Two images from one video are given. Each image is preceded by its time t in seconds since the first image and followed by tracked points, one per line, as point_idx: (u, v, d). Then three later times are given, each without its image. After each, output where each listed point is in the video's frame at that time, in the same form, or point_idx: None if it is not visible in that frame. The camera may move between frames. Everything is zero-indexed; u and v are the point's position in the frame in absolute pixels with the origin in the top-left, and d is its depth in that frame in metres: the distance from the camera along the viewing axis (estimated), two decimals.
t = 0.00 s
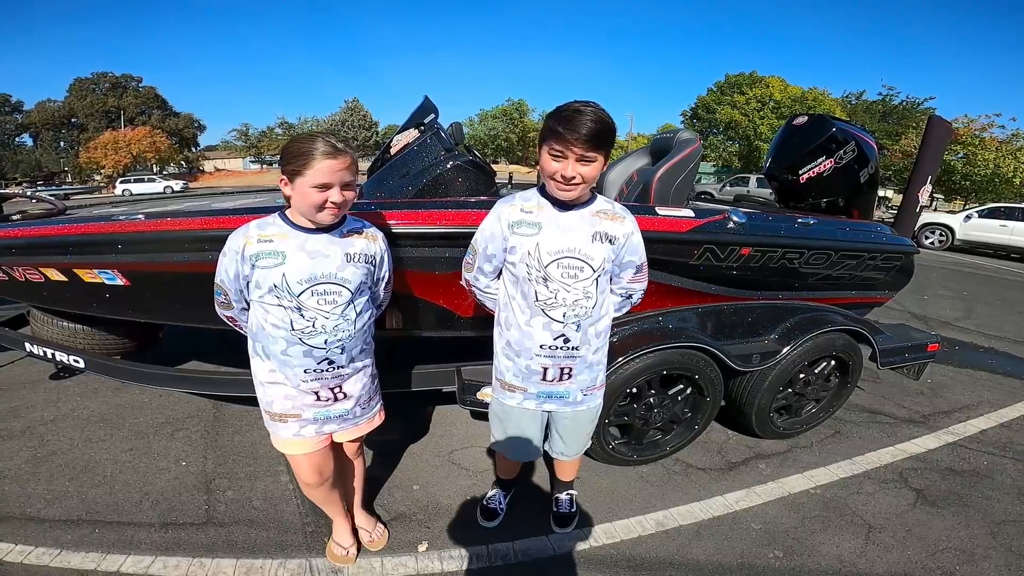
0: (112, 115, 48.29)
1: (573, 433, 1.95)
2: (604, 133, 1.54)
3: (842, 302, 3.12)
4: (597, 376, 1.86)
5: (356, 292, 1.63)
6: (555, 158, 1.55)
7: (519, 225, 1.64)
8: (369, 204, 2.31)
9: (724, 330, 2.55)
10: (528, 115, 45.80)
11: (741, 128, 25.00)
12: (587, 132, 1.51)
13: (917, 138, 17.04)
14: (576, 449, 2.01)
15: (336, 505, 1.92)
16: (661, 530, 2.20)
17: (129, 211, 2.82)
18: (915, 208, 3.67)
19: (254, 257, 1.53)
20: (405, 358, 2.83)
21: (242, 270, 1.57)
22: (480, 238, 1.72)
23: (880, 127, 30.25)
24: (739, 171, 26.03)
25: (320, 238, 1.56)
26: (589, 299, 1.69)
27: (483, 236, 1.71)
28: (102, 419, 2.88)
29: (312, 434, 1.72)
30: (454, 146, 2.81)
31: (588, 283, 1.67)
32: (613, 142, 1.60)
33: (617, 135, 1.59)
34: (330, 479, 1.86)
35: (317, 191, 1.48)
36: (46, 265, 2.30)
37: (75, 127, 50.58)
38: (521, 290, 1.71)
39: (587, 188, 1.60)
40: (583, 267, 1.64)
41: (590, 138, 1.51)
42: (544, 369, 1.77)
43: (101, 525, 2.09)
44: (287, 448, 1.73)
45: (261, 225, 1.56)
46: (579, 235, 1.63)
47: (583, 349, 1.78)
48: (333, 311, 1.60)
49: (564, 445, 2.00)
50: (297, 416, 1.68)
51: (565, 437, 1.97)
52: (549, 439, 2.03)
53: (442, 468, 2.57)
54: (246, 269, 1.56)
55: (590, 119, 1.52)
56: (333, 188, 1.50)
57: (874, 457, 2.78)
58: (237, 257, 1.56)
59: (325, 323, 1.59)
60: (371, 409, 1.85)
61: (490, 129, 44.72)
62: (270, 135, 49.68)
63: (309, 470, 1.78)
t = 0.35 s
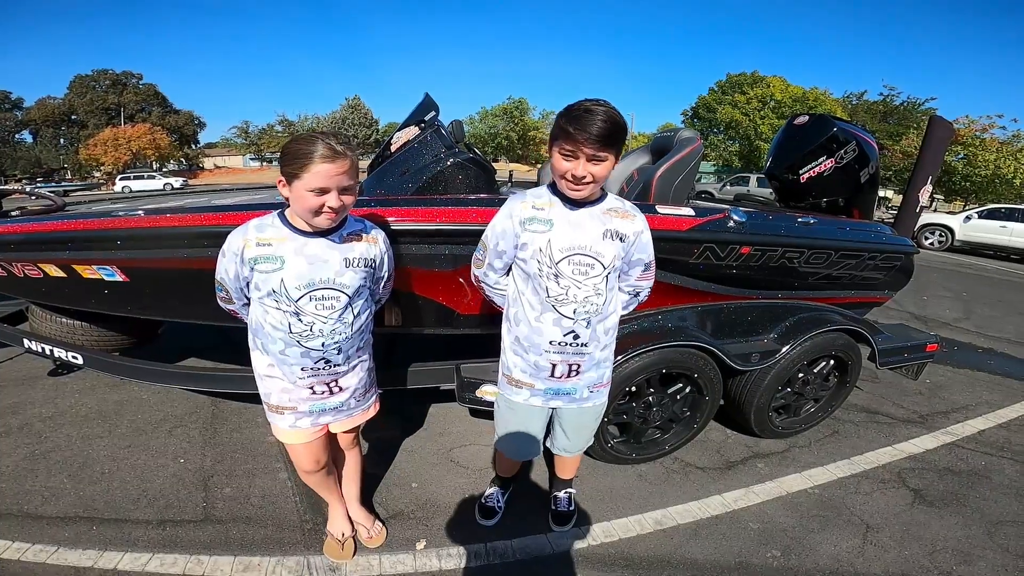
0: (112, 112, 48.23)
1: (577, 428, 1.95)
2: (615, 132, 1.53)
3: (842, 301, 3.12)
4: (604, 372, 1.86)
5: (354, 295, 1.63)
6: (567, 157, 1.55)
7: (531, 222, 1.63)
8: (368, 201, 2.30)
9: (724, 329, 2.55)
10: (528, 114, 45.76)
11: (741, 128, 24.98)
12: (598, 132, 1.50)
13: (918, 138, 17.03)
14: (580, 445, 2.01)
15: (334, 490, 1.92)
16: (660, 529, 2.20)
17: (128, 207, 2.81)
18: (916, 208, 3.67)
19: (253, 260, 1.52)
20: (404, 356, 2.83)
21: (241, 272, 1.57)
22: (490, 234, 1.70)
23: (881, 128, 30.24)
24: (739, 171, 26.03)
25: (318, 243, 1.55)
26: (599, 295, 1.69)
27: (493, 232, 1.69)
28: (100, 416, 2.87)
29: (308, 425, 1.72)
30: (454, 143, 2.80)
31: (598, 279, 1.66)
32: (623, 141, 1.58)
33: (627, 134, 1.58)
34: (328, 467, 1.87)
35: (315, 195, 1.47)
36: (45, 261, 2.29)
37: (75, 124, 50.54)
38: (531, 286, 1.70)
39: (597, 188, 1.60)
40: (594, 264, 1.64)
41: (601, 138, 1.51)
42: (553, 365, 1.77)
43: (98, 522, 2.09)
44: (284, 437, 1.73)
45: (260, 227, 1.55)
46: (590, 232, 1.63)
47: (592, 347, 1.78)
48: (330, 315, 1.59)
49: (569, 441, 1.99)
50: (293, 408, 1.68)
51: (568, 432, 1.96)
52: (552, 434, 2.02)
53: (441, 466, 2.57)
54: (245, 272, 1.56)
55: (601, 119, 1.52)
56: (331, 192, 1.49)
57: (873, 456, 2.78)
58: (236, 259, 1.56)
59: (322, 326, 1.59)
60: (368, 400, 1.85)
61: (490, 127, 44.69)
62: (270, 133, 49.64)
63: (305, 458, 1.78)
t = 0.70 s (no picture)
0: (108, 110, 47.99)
1: (587, 426, 1.95)
2: (630, 133, 1.53)
3: (839, 299, 3.12)
4: (612, 368, 1.86)
5: (351, 290, 1.62)
6: (582, 157, 1.54)
7: (542, 222, 1.62)
8: (365, 199, 2.29)
9: (721, 328, 2.55)
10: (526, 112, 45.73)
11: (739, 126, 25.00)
12: (614, 132, 1.50)
13: (914, 137, 17.07)
14: (589, 442, 2.01)
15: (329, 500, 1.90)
16: (658, 528, 2.20)
17: (124, 206, 2.79)
18: (913, 206, 3.67)
19: (253, 249, 1.52)
20: (402, 355, 2.82)
21: (240, 261, 1.56)
22: (501, 233, 1.68)
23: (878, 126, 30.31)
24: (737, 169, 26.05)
25: (319, 236, 1.54)
26: (608, 294, 1.69)
27: (504, 231, 1.68)
28: (97, 415, 2.86)
29: (301, 423, 1.71)
30: (452, 141, 2.79)
31: (609, 278, 1.67)
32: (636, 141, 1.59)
33: (641, 136, 1.57)
34: (324, 469, 1.85)
35: (318, 189, 1.47)
36: (40, 259, 2.28)
37: (71, 123, 50.35)
38: (542, 285, 1.70)
39: (609, 188, 1.60)
40: (604, 264, 1.64)
41: (618, 139, 1.50)
42: (563, 362, 1.77)
43: (95, 522, 2.08)
44: (278, 435, 1.71)
45: (263, 218, 1.55)
46: (601, 232, 1.63)
47: (601, 344, 1.78)
48: (327, 308, 1.58)
49: (580, 439, 1.98)
50: (286, 404, 1.67)
51: (579, 429, 1.96)
52: (562, 431, 2.01)
53: (439, 465, 2.57)
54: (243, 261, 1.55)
55: (618, 120, 1.51)
56: (334, 187, 1.48)
57: (870, 454, 2.79)
58: (236, 248, 1.55)
59: (318, 318, 1.58)
60: (362, 399, 1.84)
61: (488, 126, 44.64)
62: (267, 131, 49.53)
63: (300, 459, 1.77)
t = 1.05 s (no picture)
0: (112, 109, 48.10)
1: (595, 426, 1.95)
2: (639, 138, 1.56)
3: (840, 302, 3.12)
4: (619, 370, 1.87)
5: (358, 289, 1.64)
6: (592, 159, 1.55)
7: (551, 224, 1.62)
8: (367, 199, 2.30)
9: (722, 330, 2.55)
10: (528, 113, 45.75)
11: (741, 128, 24.99)
12: (624, 136, 1.52)
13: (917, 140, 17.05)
14: (595, 443, 2.01)
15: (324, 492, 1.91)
16: (657, 529, 2.20)
17: (126, 205, 2.80)
18: (915, 209, 3.67)
19: (264, 248, 1.52)
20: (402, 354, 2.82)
21: (248, 258, 1.55)
22: (509, 234, 1.67)
23: (881, 129, 30.26)
24: (739, 171, 26.02)
25: (330, 236, 1.55)
26: (617, 295, 1.70)
27: (512, 233, 1.67)
28: (97, 414, 2.86)
29: (304, 419, 1.71)
30: (453, 142, 2.79)
31: (618, 280, 1.67)
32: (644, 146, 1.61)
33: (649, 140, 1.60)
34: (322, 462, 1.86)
35: (333, 191, 1.47)
36: (41, 257, 2.28)
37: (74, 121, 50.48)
38: (551, 287, 1.69)
39: (618, 191, 1.61)
40: (613, 266, 1.64)
41: (627, 143, 1.53)
42: (572, 364, 1.77)
43: (94, 520, 2.08)
44: (280, 430, 1.71)
45: (274, 217, 1.55)
46: (610, 234, 1.63)
47: (609, 345, 1.78)
48: (335, 306, 1.59)
49: (586, 440, 1.98)
50: (291, 401, 1.67)
51: (587, 430, 1.96)
52: (568, 432, 2.00)
53: (438, 465, 2.57)
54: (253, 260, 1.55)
55: (627, 124, 1.53)
56: (348, 189, 1.49)
57: (870, 457, 2.78)
58: (246, 246, 1.54)
59: (326, 317, 1.59)
60: (364, 397, 1.85)
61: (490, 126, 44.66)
62: (269, 131, 49.63)
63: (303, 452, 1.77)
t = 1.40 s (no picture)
0: (111, 108, 48.04)
1: (592, 424, 1.95)
2: (637, 137, 1.53)
3: (840, 301, 3.12)
4: (617, 366, 1.87)
5: (372, 291, 1.66)
6: (588, 159, 1.54)
7: (548, 223, 1.62)
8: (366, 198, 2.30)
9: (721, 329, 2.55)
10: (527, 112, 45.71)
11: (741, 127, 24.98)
12: (620, 135, 1.50)
13: (916, 139, 17.06)
14: (592, 442, 2.01)
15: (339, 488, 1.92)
16: (656, 528, 2.20)
17: (125, 204, 2.79)
18: (914, 208, 3.67)
19: (283, 247, 1.54)
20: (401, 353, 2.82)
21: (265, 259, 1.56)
22: (505, 234, 1.67)
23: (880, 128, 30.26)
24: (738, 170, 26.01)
25: (346, 240, 1.57)
26: (614, 292, 1.70)
27: (508, 233, 1.67)
28: (96, 413, 2.86)
29: (329, 409, 1.73)
30: (453, 140, 2.79)
31: (614, 278, 1.67)
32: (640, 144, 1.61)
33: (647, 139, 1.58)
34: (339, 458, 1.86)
35: (361, 215, 1.48)
36: (40, 257, 2.28)
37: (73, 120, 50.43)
38: (548, 285, 1.69)
39: (615, 190, 1.60)
40: (610, 264, 1.65)
41: (623, 142, 1.51)
42: (569, 361, 1.77)
43: (93, 520, 2.08)
44: (304, 420, 1.73)
45: (295, 217, 1.57)
46: (606, 232, 1.63)
47: (606, 342, 1.78)
48: (352, 305, 1.61)
49: (583, 438, 1.98)
50: (315, 392, 1.68)
51: (581, 429, 1.96)
52: (563, 430, 2.00)
53: (438, 464, 2.56)
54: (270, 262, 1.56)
55: (621, 123, 1.51)
56: (376, 215, 1.50)
57: (869, 456, 2.79)
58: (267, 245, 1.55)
59: (343, 315, 1.61)
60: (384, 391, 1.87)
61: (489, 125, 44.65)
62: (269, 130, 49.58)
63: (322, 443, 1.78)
